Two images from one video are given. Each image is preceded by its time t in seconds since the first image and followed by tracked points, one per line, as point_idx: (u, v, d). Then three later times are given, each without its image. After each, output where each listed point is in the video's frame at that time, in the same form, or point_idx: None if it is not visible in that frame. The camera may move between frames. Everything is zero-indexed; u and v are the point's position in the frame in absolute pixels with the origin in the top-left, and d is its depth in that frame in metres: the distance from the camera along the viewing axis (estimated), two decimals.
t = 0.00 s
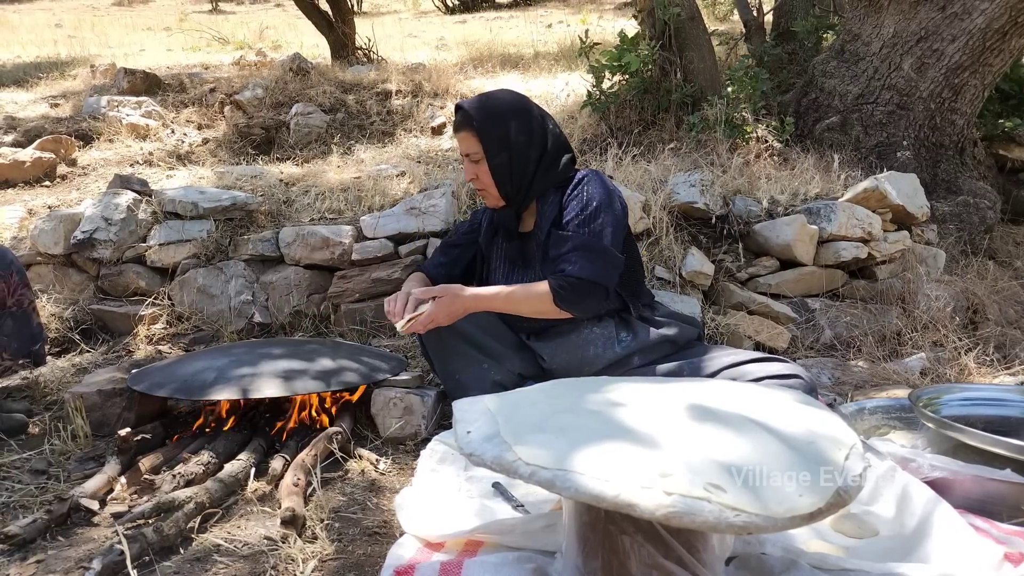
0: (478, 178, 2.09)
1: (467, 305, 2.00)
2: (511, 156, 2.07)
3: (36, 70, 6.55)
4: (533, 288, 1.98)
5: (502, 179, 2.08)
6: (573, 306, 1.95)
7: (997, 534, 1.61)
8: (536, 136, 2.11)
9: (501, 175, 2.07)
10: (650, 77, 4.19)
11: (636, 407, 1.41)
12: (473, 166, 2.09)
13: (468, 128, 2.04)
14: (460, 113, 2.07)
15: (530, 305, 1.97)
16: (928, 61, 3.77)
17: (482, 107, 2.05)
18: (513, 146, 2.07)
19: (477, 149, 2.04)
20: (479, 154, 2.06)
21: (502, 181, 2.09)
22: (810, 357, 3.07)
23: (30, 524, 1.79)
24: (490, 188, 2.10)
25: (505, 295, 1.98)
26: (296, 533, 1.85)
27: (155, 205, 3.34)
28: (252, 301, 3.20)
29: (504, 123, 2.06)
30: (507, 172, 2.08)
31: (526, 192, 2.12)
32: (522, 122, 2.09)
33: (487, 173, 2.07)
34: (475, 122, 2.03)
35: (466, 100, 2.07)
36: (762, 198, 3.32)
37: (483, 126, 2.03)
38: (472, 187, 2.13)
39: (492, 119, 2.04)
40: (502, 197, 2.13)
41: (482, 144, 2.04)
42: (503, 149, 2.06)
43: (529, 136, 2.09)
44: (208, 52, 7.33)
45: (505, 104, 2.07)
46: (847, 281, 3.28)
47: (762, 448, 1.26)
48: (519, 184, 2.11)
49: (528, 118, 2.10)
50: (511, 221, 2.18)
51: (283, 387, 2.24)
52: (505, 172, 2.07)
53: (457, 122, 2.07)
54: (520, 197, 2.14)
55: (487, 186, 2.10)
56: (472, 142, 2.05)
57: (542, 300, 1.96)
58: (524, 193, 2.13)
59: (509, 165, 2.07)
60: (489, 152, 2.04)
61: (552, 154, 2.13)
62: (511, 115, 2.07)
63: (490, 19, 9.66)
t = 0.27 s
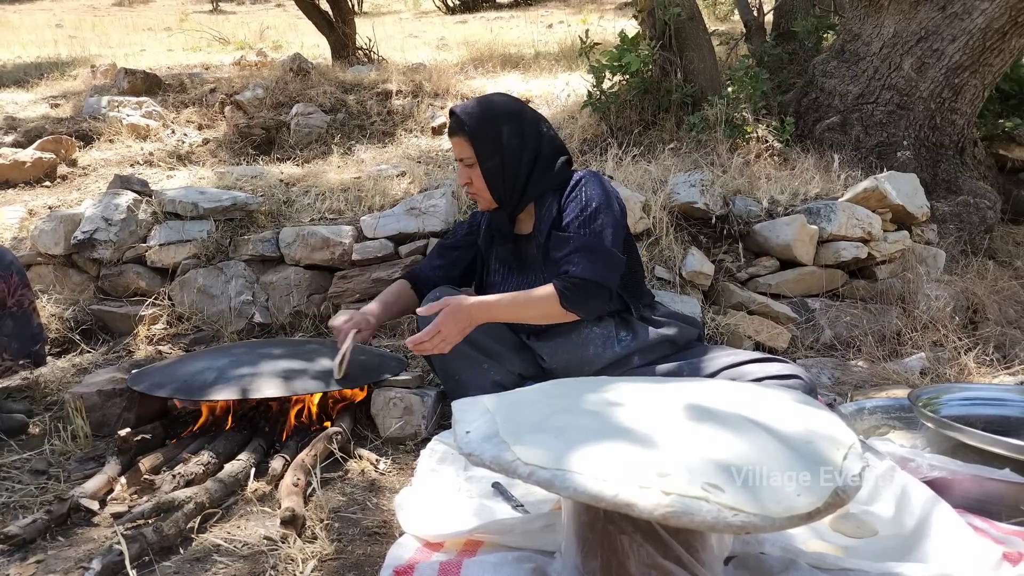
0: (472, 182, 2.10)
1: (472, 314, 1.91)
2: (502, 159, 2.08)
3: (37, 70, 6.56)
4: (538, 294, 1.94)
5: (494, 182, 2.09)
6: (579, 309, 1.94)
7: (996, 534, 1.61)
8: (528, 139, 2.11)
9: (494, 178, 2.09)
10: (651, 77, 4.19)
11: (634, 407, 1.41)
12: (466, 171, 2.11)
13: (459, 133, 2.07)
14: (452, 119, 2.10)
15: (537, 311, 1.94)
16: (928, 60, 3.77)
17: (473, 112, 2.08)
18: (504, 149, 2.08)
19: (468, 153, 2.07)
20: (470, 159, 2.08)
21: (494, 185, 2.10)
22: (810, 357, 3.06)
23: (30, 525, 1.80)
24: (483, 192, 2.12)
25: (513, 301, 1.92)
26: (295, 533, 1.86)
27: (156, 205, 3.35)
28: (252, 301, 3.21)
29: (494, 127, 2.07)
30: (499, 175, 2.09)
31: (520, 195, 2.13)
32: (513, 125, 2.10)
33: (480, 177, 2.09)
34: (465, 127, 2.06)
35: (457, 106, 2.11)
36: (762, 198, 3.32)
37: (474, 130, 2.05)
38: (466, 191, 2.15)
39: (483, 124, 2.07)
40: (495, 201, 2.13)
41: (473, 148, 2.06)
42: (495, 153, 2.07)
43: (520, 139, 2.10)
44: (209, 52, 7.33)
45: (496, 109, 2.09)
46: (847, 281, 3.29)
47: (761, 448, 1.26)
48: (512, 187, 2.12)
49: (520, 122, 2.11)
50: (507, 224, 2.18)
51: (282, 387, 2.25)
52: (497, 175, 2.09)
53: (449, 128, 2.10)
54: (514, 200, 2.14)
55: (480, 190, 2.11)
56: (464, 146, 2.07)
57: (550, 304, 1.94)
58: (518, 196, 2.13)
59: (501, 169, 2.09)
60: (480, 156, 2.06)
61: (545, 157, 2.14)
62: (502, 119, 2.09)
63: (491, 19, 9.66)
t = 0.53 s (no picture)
0: (461, 189, 2.08)
1: (516, 325, 1.81)
2: (493, 167, 2.07)
3: (38, 71, 6.57)
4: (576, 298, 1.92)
5: (484, 190, 2.07)
6: (621, 308, 1.97)
7: (996, 534, 1.62)
8: (519, 146, 2.10)
9: (484, 186, 2.07)
10: (651, 77, 4.19)
11: (633, 407, 1.42)
12: (455, 179, 2.08)
13: (449, 141, 2.04)
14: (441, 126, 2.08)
15: (577, 315, 1.92)
16: (927, 61, 3.77)
17: (462, 119, 2.05)
18: (494, 157, 2.07)
19: (458, 161, 2.04)
20: (460, 166, 2.05)
21: (484, 193, 2.08)
22: (810, 357, 3.07)
23: (32, 526, 1.80)
24: (473, 200, 2.10)
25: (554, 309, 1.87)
26: (296, 534, 1.86)
27: (156, 206, 3.35)
28: (253, 302, 3.21)
29: (484, 135, 2.06)
30: (489, 183, 2.07)
31: (511, 202, 2.12)
32: (502, 133, 2.08)
33: (470, 185, 2.07)
34: (455, 135, 2.03)
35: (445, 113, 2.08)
36: (762, 198, 3.32)
37: (464, 138, 2.03)
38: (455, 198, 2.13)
39: (472, 131, 2.05)
40: (485, 208, 2.12)
41: (463, 155, 2.04)
42: (485, 161, 2.05)
43: (510, 147, 2.09)
44: (209, 53, 7.35)
45: (485, 115, 2.08)
46: (847, 281, 3.29)
47: (760, 448, 1.27)
48: (502, 194, 2.10)
49: (510, 129, 2.10)
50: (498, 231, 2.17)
51: (283, 388, 2.25)
52: (487, 182, 2.07)
53: (438, 135, 2.08)
54: (505, 207, 2.13)
55: (470, 197, 2.09)
56: (454, 153, 2.05)
57: (583, 310, 1.93)
58: (508, 204, 2.12)
59: (491, 177, 2.07)
60: (470, 164, 2.04)
61: (536, 165, 2.13)
62: (492, 127, 2.07)
63: (491, 19, 9.66)
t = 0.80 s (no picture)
0: (451, 197, 2.09)
1: (483, 322, 1.83)
2: (482, 174, 2.06)
3: (38, 71, 6.56)
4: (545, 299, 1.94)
5: (474, 197, 2.07)
6: (590, 312, 1.96)
7: (995, 534, 1.62)
8: (508, 152, 2.10)
9: (473, 193, 2.07)
10: (651, 77, 4.19)
11: (633, 407, 1.42)
12: (445, 187, 2.09)
13: (437, 148, 2.05)
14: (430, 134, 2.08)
15: (547, 317, 1.93)
16: (928, 61, 3.77)
17: (451, 127, 2.06)
18: (483, 163, 2.07)
19: (447, 168, 2.05)
20: (449, 174, 2.06)
21: (474, 200, 2.08)
22: (810, 357, 3.06)
23: (32, 527, 1.80)
24: (463, 207, 2.10)
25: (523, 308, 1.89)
26: (297, 535, 1.86)
27: (156, 207, 3.35)
28: (253, 303, 3.21)
29: (472, 142, 2.06)
30: (479, 190, 2.07)
31: (501, 209, 2.12)
32: (491, 139, 2.08)
33: (459, 193, 2.08)
34: (443, 143, 2.04)
35: (434, 121, 2.08)
36: (763, 199, 3.32)
37: (452, 145, 2.04)
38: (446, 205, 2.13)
39: (461, 138, 2.05)
40: (476, 215, 2.12)
41: (452, 163, 2.04)
42: (473, 168, 2.06)
43: (500, 153, 2.09)
44: (209, 52, 7.34)
45: (474, 122, 2.08)
46: (847, 281, 3.29)
47: (759, 448, 1.27)
48: (493, 201, 2.10)
49: (499, 135, 2.10)
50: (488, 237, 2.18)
51: (284, 388, 2.25)
52: (476, 189, 2.07)
53: (428, 143, 2.09)
54: (495, 213, 2.13)
55: (460, 205, 2.10)
56: (443, 161, 2.05)
57: (553, 314, 1.93)
58: (498, 210, 2.12)
59: (481, 184, 2.07)
60: (459, 172, 2.04)
61: (526, 170, 2.13)
62: (480, 134, 2.07)
63: (491, 18, 9.65)
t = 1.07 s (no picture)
0: (440, 206, 2.08)
1: (511, 310, 1.82)
2: (471, 181, 2.06)
3: (38, 71, 6.56)
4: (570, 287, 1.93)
5: (463, 205, 2.06)
6: (619, 294, 1.96)
7: (996, 534, 1.61)
8: (496, 158, 2.08)
9: (463, 201, 2.06)
10: (652, 77, 4.18)
11: (633, 407, 1.41)
12: (434, 196, 2.08)
13: (425, 157, 2.04)
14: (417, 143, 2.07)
15: (573, 301, 1.92)
16: (928, 61, 3.77)
17: (438, 136, 2.05)
18: (471, 171, 2.05)
19: (436, 177, 2.04)
20: (437, 183, 2.05)
21: (464, 209, 2.07)
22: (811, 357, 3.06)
23: (33, 527, 1.80)
24: (454, 215, 2.09)
25: (550, 301, 1.88)
26: (297, 535, 1.86)
27: (156, 207, 3.35)
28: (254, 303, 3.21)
29: (460, 150, 2.05)
30: (468, 198, 2.06)
31: (492, 216, 2.11)
32: (479, 146, 2.07)
33: (449, 201, 2.06)
34: (430, 152, 2.03)
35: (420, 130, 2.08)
36: (764, 198, 3.32)
37: (439, 154, 2.03)
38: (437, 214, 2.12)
39: (448, 146, 2.04)
40: (467, 223, 2.11)
41: (440, 172, 2.03)
42: (462, 176, 2.04)
43: (488, 159, 2.07)
44: (209, 52, 7.34)
45: (461, 129, 2.07)
46: (848, 282, 3.28)
47: (759, 447, 1.27)
48: (483, 208, 2.09)
49: (487, 142, 2.08)
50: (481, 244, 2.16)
51: (284, 389, 2.25)
52: (466, 197, 2.06)
53: (415, 153, 2.08)
54: (487, 220, 2.12)
55: (450, 213, 2.08)
56: (431, 170, 2.04)
57: (573, 297, 1.92)
58: (490, 217, 2.11)
59: (470, 192, 2.06)
60: (447, 181, 2.03)
61: (516, 175, 2.12)
62: (468, 141, 2.06)
63: (491, 18, 9.64)
